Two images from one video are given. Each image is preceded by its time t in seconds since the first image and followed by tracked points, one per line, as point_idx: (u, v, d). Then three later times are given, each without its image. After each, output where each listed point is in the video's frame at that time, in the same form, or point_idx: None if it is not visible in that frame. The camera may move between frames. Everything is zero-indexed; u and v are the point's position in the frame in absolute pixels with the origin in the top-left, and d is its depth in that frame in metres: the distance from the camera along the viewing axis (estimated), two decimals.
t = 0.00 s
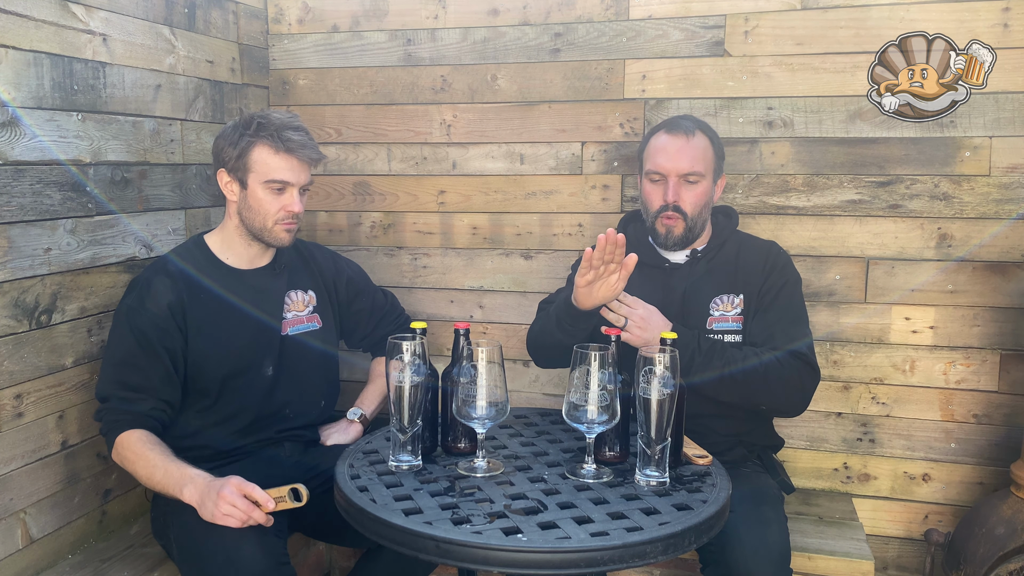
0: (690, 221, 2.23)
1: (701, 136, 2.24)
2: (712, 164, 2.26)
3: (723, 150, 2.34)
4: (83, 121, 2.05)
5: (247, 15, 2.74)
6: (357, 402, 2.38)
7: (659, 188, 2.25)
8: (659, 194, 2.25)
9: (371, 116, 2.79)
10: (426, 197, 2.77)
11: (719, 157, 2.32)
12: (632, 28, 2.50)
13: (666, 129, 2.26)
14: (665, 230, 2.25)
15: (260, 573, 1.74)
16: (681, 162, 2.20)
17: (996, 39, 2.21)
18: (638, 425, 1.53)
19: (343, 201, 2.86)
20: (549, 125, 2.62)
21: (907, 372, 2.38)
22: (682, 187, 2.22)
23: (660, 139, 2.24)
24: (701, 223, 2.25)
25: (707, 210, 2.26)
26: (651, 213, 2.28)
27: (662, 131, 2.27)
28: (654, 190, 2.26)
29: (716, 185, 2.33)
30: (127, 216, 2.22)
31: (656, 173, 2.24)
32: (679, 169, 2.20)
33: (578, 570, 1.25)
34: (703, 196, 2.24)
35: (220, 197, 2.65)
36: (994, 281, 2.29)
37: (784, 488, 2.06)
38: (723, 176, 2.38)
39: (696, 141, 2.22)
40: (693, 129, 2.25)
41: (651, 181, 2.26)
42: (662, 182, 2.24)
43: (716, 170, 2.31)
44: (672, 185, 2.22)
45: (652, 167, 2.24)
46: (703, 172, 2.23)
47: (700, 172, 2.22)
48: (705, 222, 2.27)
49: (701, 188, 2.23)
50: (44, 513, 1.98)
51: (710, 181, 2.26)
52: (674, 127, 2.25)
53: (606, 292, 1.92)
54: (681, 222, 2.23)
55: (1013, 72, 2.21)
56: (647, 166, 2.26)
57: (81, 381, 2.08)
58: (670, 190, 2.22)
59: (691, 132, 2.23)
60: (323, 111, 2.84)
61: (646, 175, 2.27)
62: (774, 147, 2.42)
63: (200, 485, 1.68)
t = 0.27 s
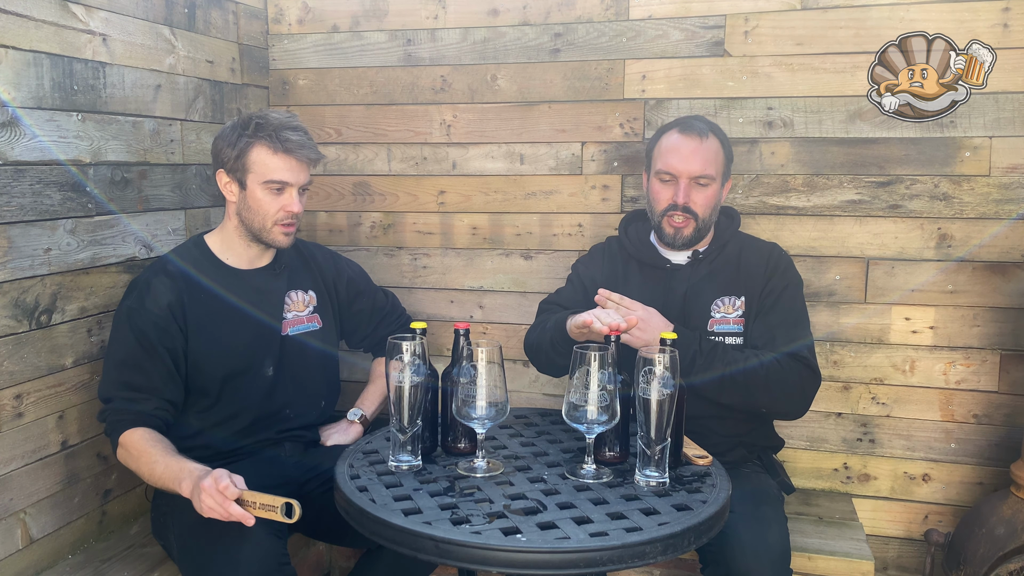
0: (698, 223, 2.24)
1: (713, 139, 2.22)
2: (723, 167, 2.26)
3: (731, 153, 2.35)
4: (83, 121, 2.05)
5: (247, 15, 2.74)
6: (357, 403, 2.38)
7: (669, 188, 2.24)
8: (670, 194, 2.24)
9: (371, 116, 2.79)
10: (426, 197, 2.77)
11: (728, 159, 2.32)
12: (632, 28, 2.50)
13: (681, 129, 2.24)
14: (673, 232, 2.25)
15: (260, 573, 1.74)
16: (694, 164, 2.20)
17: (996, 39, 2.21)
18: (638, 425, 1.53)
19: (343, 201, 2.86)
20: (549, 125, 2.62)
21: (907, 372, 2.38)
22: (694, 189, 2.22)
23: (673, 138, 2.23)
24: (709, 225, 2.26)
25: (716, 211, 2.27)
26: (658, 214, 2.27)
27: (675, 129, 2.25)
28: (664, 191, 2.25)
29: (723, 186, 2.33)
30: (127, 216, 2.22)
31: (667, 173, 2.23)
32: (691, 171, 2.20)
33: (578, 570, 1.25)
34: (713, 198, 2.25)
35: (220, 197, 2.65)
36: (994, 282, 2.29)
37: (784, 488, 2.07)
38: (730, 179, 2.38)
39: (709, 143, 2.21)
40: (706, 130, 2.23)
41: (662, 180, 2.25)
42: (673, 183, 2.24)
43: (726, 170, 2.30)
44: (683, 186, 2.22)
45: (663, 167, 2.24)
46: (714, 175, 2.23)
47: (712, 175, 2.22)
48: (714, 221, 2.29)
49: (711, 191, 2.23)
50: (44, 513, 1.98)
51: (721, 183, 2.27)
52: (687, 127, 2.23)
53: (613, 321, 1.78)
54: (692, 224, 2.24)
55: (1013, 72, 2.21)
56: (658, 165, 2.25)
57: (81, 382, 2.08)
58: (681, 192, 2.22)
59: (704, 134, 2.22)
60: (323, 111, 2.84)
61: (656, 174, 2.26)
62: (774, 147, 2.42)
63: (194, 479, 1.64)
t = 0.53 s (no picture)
0: (699, 224, 2.23)
1: (716, 140, 2.22)
2: (724, 169, 2.25)
3: (734, 157, 2.34)
4: (83, 121, 2.05)
5: (246, 15, 2.74)
6: (357, 403, 2.38)
7: (670, 188, 2.24)
8: (670, 194, 2.24)
9: (371, 116, 2.79)
10: (426, 197, 2.77)
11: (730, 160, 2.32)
12: (632, 28, 2.50)
13: (683, 129, 2.24)
14: (672, 232, 2.25)
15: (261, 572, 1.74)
16: (695, 164, 2.19)
17: (997, 39, 2.21)
18: (638, 425, 1.53)
19: (343, 201, 2.86)
20: (549, 125, 2.62)
21: (907, 372, 2.38)
22: (694, 189, 2.21)
23: (675, 138, 2.22)
24: (709, 227, 2.25)
25: (716, 213, 2.26)
26: (658, 213, 2.27)
27: (676, 129, 2.25)
28: (665, 190, 2.25)
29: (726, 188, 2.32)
30: (127, 216, 2.22)
31: (668, 173, 2.23)
32: (693, 172, 2.20)
33: (578, 570, 1.25)
34: (714, 199, 2.24)
35: (220, 197, 2.65)
36: (994, 281, 2.29)
37: (784, 487, 2.07)
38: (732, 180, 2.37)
39: (710, 144, 2.21)
40: (708, 131, 2.22)
41: (663, 180, 2.25)
42: (674, 183, 2.23)
43: (728, 171, 2.30)
44: (683, 187, 2.21)
45: (665, 166, 2.23)
46: (716, 176, 2.22)
47: (713, 176, 2.21)
48: (713, 225, 2.28)
49: (712, 192, 2.22)
50: (44, 513, 1.98)
51: (722, 184, 2.26)
52: (689, 127, 2.23)
53: (614, 324, 1.77)
54: (692, 225, 2.23)
55: (1013, 72, 2.21)
56: (658, 165, 2.26)
57: (81, 382, 2.08)
58: (681, 192, 2.21)
59: (706, 135, 2.21)
60: (323, 111, 2.84)
61: (657, 174, 2.26)
62: (774, 147, 2.43)
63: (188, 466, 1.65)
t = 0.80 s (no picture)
0: (699, 224, 2.23)
1: (715, 140, 2.22)
2: (724, 169, 2.25)
3: (734, 157, 2.35)
4: (83, 121, 2.05)
5: (246, 15, 2.74)
6: (357, 403, 2.38)
7: (669, 188, 2.24)
8: (670, 194, 2.24)
9: (371, 116, 2.79)
10: (426, 197, 2.77)
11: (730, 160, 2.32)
12: (632, 28, 2.50)
13: (682, 129, 2.24)
14: (672, 231, 2.25)
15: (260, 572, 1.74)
16: (695, 164, 2.19)
17: (997, 39, 2.21)
18: (638, 425, 1.53)
19: (343, 201, 2.86)
20: (550, 125, 2.62)
21: (907, 372, 2.38)
22: (694, 189, 2.21)
23: (675, 138, 2.22)
24: (709, 226, 2.26)
25: (716, 213, 2.27)
26: (658, 213, 2.27)
27: (676, 129, 2.25)
28: (664, 190, 2.25)
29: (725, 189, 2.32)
30: (127, 216, 2.22)
31: (667, 173, 2.23)
32: (693, 171, 2.20)
33: (578, 570, 1.25)
34: (714, 199, 2.24)
35: (220, 197, 2.65)
36: (994, 281, 2.29)
37: (784, 487, 2.07)
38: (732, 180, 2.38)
39: (710, 144, 2.21)
40: (708, 131, 2.22)
41: (662, 180, 2.25)
42: (673, 182, 2.24)
43: (727, 171, 2.30)
44: (683, 186, 2.21)
45: (665, 166, 2.23)
46: (715, 176, 2.22)
47: (713, 176, 2.21)
48: (713, 224, 2.28)
49: (712, 192, 2.23)
50: (44, 513, 1.98)
51: (722, 184, 2.26)
52: (688, 127, 2.23)
53: (614, 325, 1.76)
54: (692, 224, 2.23)
55: (1013, 72, 2.21)
56: (658, 165, 2.26)
57: (81, 382, 2.08)
58: (681, 191, 2.21)
59: (706, 134, 2.21)
60: (323, 111, 2.84)
61: (656, 173, 2.26)
62: (774, 147, 2.43)
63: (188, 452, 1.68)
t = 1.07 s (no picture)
0: (694, 218, 2.23)
1: (707, 134, 2.24)
2: (717, 162, 2.27)
3: (729, 149, 2.35)
4: (83, 121, 2.05)
5: (246, 15, 2.74)
6: (358, 403, 2.38)
7: (662, 182, 2.26)
8: (664, 188, 2.26)
9: (371, 116, 2.79)
10: (426, 197, 2.77)
11: (726, 157, 2.33)
12: (632, 28, 2.50)
13: (674, 125, 2.27)
14: (667, 225, 2.25)
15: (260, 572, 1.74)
16: (686, 157, 2.22)
17: (997, 39, 2.21)
18: (638, 425, 1.53)
19: (343, 201, 2.86)
20: (549, 125, 2.62)
21: (907, 372, 2.38)
22: (686, 182, 2.23)
23: (667, 134, 2.25)
24: (705, 221, 2.25)
25: (712, 207, 2.27)
26: (653, 208, 2.29)
27: (667, 128, 2.28)
28: (658, 185, 2.27)
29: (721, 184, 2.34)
30: (127, 216, 2.22)
31: (661, 165, 2.25)
32: (685, 163, 2.22)
33: (578, 570, 1.25)
34: (708, 192, 2.25)
35: (220, 197, 2.65)
36: (994, 281, 2.29)
37: (784, 487, 2.07)
38: (729, 176, 2.39)
39: (702, 138, 2.23)
40: (699, 126, 2.25)
41: (656, 174, 2.27)
42: (667, 177, 2.26)
43: (722, 166, 2.31)
44: (675, 179, 2.23)
45: (657, 160, 2.26)
46: (708, 166, 2.23)
47: (705, 168, 2.23)
48: (709, 220, 2.28)
49: (705, 184, 2.24)
50: (44, 513, 1.98)
51: (717, 177, 2.27)
52: (679, 124, 2.25)
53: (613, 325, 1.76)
54: (687, 217, 2.23)
55: (1013, 72, 2.21)
56: (652, 160, 2.28)
57: (81, 381, 2.08)
58: (673, 184, 2.23)
59: (697, 129, 2.23)
60: (323, 111, 2.84)
61: (651, 169, 2.29)
62: (774, 147, 2.42)
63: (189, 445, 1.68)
